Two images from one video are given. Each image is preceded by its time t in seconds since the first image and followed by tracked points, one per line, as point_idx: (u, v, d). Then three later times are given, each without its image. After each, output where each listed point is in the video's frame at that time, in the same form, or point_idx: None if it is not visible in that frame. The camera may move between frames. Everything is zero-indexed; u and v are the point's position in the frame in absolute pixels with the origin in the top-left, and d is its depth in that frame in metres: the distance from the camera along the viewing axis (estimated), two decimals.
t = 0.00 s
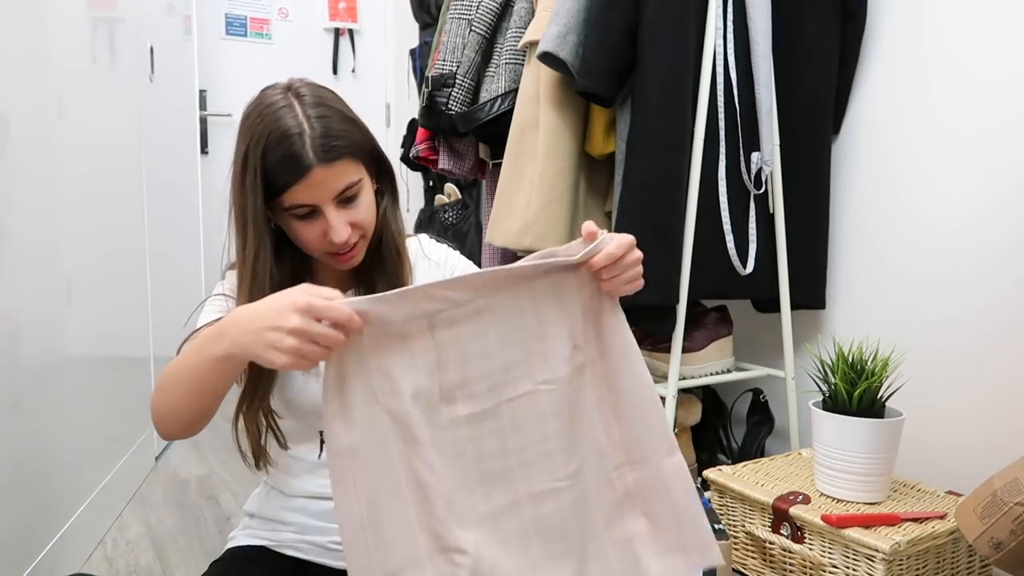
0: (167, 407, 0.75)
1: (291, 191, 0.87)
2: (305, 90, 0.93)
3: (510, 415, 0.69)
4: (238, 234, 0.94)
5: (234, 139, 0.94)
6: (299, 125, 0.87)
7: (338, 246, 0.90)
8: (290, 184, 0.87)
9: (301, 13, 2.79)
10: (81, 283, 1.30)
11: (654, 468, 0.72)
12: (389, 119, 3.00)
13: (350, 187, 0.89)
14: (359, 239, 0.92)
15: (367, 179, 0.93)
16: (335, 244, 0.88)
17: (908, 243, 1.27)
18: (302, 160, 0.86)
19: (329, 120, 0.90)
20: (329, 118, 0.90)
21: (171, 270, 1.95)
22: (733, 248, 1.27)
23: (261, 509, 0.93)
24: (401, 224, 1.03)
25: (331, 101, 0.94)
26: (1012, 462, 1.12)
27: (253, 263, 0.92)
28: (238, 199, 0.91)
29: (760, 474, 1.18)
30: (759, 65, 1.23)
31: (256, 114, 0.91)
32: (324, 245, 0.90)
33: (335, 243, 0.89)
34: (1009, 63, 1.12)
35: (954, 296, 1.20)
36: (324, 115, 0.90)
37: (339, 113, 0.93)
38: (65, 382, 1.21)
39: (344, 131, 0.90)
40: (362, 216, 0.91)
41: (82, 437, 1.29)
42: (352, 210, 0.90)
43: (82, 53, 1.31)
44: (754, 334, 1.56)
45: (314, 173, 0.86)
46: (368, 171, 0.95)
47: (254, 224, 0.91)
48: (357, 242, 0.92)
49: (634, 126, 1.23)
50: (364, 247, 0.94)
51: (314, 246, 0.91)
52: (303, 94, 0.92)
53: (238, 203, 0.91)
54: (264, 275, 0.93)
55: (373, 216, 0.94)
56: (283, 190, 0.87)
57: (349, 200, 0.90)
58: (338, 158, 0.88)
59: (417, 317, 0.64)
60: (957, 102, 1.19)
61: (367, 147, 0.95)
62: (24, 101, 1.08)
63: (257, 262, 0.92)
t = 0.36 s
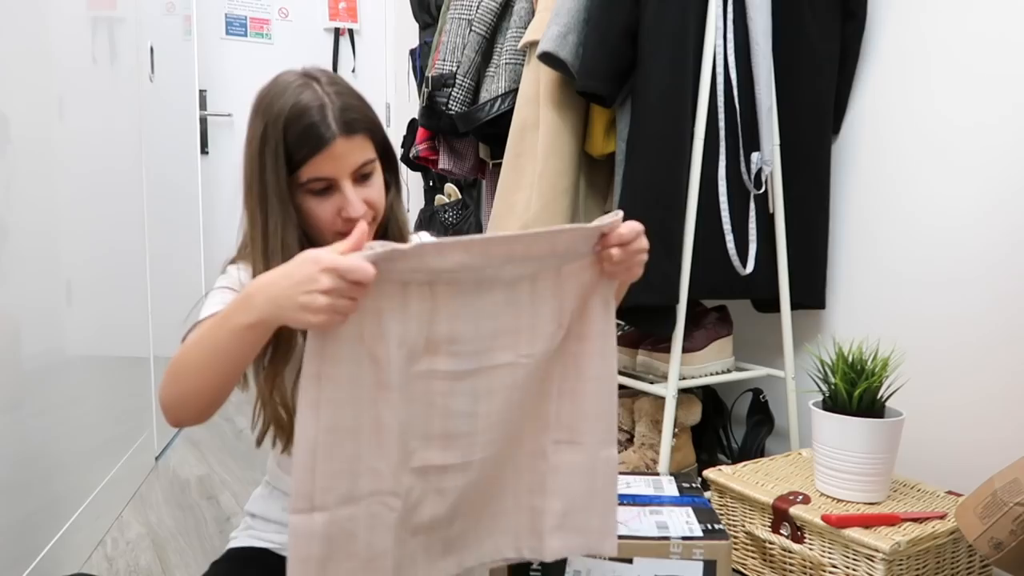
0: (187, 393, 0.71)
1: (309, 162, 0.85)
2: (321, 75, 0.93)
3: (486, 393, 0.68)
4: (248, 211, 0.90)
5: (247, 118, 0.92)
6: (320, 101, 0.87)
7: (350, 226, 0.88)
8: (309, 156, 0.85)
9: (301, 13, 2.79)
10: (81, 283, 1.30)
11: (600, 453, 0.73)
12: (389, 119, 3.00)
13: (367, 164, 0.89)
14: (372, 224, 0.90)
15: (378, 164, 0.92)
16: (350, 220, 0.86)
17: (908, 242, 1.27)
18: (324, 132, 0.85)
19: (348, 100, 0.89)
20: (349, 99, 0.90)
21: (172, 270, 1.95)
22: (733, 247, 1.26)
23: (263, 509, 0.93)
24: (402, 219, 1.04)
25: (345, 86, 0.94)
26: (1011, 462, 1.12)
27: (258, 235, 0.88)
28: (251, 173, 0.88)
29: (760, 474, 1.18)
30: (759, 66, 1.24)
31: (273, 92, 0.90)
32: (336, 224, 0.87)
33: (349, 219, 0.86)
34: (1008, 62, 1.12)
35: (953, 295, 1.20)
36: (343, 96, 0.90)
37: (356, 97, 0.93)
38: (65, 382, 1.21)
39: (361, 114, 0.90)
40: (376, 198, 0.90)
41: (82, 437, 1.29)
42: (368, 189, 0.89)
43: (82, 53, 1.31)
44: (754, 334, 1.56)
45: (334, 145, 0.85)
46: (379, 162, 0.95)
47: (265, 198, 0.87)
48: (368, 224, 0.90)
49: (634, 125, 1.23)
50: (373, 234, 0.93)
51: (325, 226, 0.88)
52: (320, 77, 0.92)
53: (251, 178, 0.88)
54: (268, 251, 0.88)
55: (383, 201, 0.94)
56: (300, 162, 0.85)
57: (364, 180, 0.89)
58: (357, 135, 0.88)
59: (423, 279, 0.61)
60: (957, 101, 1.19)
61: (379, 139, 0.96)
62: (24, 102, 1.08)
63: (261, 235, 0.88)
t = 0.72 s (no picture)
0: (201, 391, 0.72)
1: (322, 146, 0.86)
2: (333, 66, 0.94)
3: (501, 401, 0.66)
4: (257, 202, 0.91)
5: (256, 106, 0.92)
6: (333, 87, 0.88)
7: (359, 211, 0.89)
8: (322, 139, 0.86)
9: (301, 13, 2.79)
10: (81, 282, 1.30)
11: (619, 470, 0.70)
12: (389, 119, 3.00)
13: (377, 152, 0.90)
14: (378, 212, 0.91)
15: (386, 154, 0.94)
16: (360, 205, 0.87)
17: (908, 242, 1.27)
18: (338, 116, 0.86)
19: (360, 89, 0.91)
20: (360, 88, 0.91)
21: (172, 269, 1.95)
22: (733, 248, 1.26)
23: (264, 511, 0.93)
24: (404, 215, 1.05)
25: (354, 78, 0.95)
26: (1011, 462, 1.12)
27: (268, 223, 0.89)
28: (262, 157, 0.88)
29: (760, 474, 1.18)
30: (759, 65, 1.24)
31: (285, 79, 0.91)
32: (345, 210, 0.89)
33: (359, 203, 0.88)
34: (1008, 61, 1.12)
35: (953, 295, 1.20)
36: (355, 86, 0.92)
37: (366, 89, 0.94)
38: (65, 381, 1.21)
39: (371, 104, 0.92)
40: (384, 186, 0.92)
41: (82, 437, 1.28)
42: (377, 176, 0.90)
43: (82, 52, 1.31)
44: (754, 334, 1.56)
45: (348, 129, 0.87)
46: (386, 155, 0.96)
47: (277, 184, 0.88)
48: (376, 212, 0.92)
49: (634, 125, 1.23)
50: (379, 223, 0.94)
51: (334, 210, 0.89)
52: (331, 68, 0.93)
53: (262, 161, 0.89)
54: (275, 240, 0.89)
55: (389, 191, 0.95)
56: (314, 145, 0.86)
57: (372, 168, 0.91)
58: (369, 122, 0.89)
59: (429, 260, 0.63)
60: (956, 100, 1.20)
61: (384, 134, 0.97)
62: (24, 102, 1.08)
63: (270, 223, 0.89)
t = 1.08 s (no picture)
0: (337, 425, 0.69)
1: (333, 143, 0.86)
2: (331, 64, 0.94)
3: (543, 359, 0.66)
4: (258, 202, 0.90)
5: (252, 105, 0.91)
6: (337, 83, 0.88)
7: (373, 206, 0.88)
8: (334, 135, 0.86)
9: (301, 13, 2.80)
10: (81, 283, 1.30)
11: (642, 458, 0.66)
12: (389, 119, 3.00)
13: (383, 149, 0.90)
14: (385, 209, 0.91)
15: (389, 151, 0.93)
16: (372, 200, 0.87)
17: (908, 242, 1.27)
18: (349, 112, 0.86)
19: (363, 86, 0.91)
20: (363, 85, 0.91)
21: (172, 269, 1.95)
22: (733, 248, 1.26)
23: (266, 511, 0.93)
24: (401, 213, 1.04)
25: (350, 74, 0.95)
26: (1011, 463, 1.12)
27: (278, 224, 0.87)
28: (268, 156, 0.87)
29: (760, 474, 1.18)
30: (759, 65, 1.24)
31: (285, 77, 0.90)
32: (356, 206, 0.87)
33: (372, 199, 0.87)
34: (1008, 61, 1.12)
35: (952, 295, 1.20)
36: (357, 83, 0.92)
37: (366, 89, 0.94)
38: (65, 381, 1.21)
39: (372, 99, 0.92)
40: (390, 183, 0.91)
41: (82, 437, 1.28)
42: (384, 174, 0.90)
43: (82, 52, 1.31)
44: (754, 334, 1.56)
45: (359, 125, 0.87)
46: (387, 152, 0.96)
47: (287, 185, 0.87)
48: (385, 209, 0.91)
49: (634, 125, 1.23)
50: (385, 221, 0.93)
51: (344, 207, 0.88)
52: (333, 69, 0.93)
53: (268, 159, 0.88)
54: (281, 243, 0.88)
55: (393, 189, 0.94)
56: (325, 143, 0.86)
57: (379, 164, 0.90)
58: (375, 118, 0.90)
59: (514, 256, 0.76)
60: (956, 100, 1.20)
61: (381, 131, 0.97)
62: (24, 102, 1.08)
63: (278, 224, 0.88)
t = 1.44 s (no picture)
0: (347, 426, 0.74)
1: (356, 146, 0.86)
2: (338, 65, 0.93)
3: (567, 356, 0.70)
4: (268, 205, 0.88)
5: (261, 104, 0.88)
6: (352, 86, 0.88)
7: (387, 210, 0.90)
8: (356, 139, 0.85)
9: (301, 13, 2.80)
10: (81, 283, 1.30)
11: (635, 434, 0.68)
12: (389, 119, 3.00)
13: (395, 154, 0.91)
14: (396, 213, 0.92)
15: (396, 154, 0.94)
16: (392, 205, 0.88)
17: (909, 242, 1.27)
18: (370, 115, 0.86)
19: (373, 89, 0.91)
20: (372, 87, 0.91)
21: (172, 269, 1.95)
22: (733, 248, 1.26)
23: (269, 510, 0.93)
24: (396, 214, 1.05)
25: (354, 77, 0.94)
26: (1011, 462, 1.12)
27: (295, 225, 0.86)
28: (283, 157, 0.86)
29: (760, 474, 1.18)
30: (759, 65, 1.24)
31: (299, 79, 0.88)
32: (373, 211, 0.88)
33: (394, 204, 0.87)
34: (1008, 59, 1.12)
35: (952, 295, 1.20)
36: (368, 86, 0.92)
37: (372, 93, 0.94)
38: (65, 382, 1.21)
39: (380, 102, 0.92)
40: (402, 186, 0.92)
41: (82, 436, 1.28)
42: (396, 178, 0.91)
43: (82, 51, 1.31)
44: (754, 334, 1.56)
45: (379, 129, 0.87)
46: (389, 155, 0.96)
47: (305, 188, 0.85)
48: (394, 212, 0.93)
49: (634, 124, 1.23)
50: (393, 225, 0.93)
51: (362, 211, 0.88)
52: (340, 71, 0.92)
53: (283, 160, 0.86)
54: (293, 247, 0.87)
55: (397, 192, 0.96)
56: (347, 146, 0.85)
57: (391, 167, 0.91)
58: (389, 121, 0.90)
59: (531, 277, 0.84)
60: (956, 99, 1.20)
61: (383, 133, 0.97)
62: (24, 101, 1.08)
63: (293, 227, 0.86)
